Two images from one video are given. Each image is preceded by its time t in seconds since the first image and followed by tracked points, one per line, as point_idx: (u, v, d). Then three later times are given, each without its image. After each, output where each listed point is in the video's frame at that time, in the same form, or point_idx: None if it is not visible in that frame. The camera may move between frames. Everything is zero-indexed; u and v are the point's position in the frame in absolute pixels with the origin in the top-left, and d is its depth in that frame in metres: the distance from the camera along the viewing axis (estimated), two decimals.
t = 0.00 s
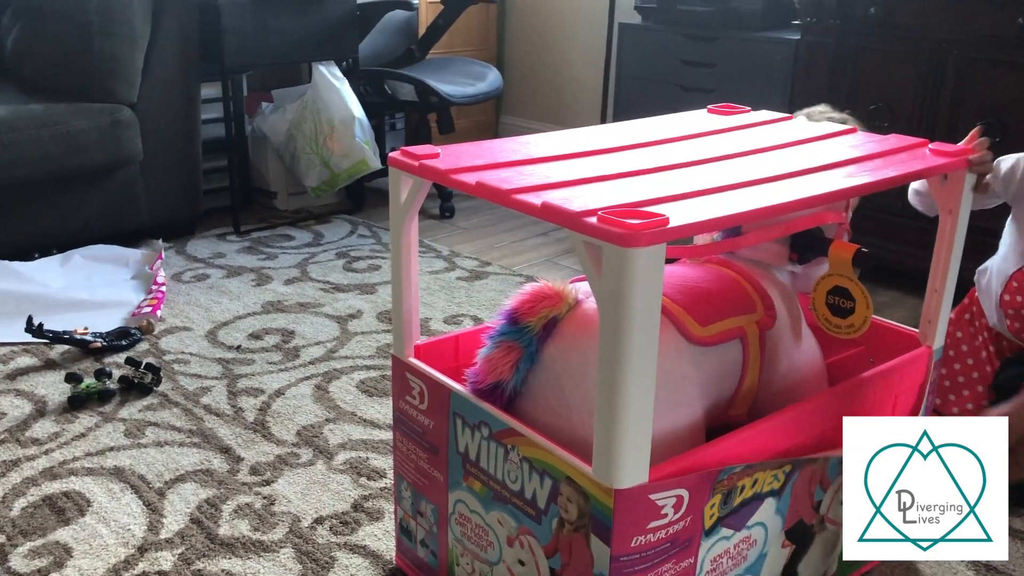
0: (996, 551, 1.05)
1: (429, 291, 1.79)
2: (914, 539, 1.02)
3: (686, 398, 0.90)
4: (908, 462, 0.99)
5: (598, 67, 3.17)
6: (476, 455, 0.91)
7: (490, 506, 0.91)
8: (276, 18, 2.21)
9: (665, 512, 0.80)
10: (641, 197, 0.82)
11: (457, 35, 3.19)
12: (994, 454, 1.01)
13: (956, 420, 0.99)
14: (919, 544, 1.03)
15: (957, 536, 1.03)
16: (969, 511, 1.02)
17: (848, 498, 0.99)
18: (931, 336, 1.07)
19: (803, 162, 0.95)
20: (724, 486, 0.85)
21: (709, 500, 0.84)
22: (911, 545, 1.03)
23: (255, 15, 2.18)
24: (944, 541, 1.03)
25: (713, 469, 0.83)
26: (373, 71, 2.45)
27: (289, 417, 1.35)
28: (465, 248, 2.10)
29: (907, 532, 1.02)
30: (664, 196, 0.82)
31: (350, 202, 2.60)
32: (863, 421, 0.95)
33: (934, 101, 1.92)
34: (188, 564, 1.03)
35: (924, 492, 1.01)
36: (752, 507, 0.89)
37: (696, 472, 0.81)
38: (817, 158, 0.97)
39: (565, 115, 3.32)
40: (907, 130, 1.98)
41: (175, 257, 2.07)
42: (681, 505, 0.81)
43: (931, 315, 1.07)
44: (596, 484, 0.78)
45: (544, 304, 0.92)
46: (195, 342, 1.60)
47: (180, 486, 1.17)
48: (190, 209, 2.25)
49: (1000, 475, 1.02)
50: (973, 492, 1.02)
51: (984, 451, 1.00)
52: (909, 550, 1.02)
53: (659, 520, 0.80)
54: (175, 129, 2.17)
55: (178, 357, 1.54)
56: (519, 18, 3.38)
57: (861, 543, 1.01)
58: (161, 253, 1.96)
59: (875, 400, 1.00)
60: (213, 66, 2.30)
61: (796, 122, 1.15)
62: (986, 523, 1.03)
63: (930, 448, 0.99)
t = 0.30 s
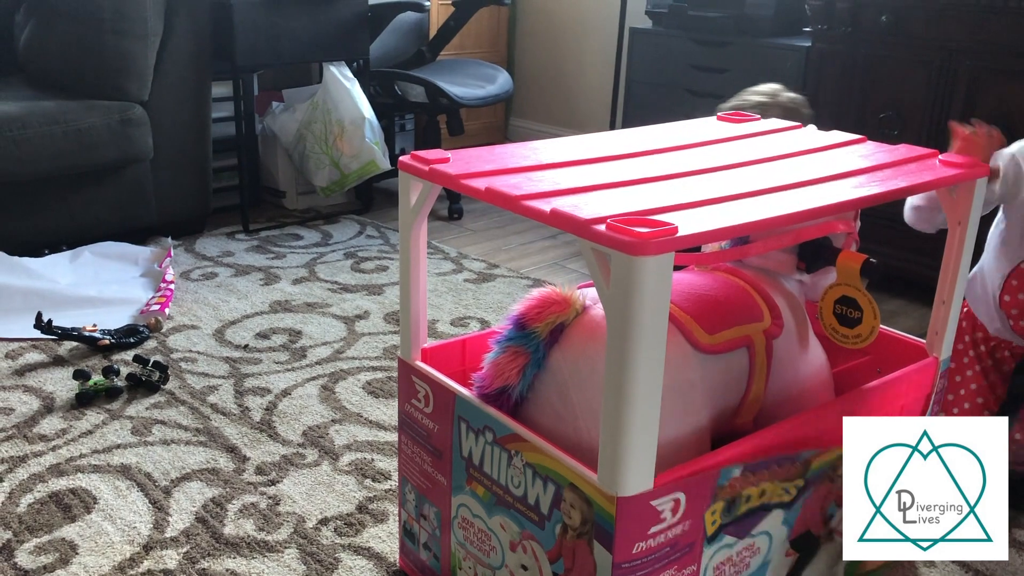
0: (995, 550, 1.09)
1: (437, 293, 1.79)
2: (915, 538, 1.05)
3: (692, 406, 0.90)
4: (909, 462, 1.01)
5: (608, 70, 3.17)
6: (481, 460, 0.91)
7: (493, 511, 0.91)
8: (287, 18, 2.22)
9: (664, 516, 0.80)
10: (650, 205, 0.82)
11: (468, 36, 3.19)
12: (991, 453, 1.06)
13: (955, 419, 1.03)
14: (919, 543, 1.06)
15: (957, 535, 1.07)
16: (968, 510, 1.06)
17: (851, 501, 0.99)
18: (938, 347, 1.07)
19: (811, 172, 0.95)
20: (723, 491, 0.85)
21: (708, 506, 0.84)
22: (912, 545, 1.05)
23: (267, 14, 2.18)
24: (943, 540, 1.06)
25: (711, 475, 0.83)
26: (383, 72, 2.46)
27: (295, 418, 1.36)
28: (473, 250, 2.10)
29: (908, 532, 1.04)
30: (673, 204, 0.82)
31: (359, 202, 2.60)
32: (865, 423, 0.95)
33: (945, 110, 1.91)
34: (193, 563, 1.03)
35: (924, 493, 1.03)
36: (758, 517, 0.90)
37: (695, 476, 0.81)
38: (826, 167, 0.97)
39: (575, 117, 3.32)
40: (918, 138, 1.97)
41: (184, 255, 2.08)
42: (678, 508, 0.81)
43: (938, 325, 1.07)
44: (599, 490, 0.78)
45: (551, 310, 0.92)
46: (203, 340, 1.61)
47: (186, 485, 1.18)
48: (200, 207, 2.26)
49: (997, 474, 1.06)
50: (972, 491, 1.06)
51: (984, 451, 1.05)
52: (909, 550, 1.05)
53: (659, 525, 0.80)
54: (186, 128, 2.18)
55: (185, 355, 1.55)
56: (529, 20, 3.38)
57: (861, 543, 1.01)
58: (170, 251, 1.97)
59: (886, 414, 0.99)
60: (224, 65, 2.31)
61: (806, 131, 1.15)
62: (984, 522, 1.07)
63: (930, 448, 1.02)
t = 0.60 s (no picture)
0: (995, 550, 1.09)
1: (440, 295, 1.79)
2: (914, 538, 1.04)
3: (695, 411, 0.90)
4: (908, 462, 1.00)
5: (612, 74, 3.17)
6: (483, 463, 0.91)
7: (495, 514, 0.91)
8: (293, 20, 2.23)
9: (667, 520, 0.80)
10: (654, 209, 0.82)
11: (473, 39, 3.20)
12: (992, 453, 1.05)
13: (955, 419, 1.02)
14: (919, 543, 1.05)
15: (957, 535, 1.06)
16: (968, 510, 1.05)
17: (851, 501, 0.99)
18: (942, 352, 1.07)
19: (815, 177, 0.95)
20: (725, 495, 0.85)
21: (710, 510, 0.84)
22: (912, 545, 1.05)
23: (273, 16, 2.19)
24: (944, 540, 1.06)
25: (714, 479, 0.83)
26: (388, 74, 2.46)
27: (298, 419, 1.36)
28: (477, 253, 2.11)
29: (907, 532, 1.04)
30: (677, 209, 0.82)
31: (364, 204, 2.61)
32: (864, 422, 0.95)
33: (949, 115, 1.91)
34: (196, 564, 1.03)
35: (924, 493, 1.03)
36: (758, 520, 0.90)
37: (697, 480, 0.81)
38: (830, 173, 0.97)
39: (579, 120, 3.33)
40: (922, 143, 1.97)
41: (188, 255, 2.08)
42: (681, 513, 0.81)
43: (942, 331, 1.07)
44: (602, 494, 0.78)
45: (555, 314, 0.92)
46: (207, 341, 1.61)
47: (190, 486, 1.18)
48: (204, 208, 2.27)
49: (997, 474, 1.05)
50: (972, 491, 1.05)
51: (984, 451, 1.04)
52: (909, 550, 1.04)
53: (661, 529, 0.80)
54: (192, 129, 2.19)
55: (189, 356, 1.55)
56: (534, 24, 3.39)
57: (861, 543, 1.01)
58: (175, 252, 1.97)
59: (890, 416, 0.98)
60: (229, 67, 2.31)
61: (811, 135, 1.15)
62: (984, 522, 1.07)
63: (930, 448, 1.01)
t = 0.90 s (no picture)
0: (995, 550, 1.06)
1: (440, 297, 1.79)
2: (914, 539, 1.03)
3: (693, 411, 0.90)
4: (908, 462, 0.99)
5: (612, 76, 3.17)
6: (481, 464, 0.91)
7: (493, 515, 0.91)
8: (294, 21, 2.23)
9: (665, 522, 0.80)
10: (651, 209, 0.82)
11: (474, 40, 3.20)
12: (993, 454, 1.02)
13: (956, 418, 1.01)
14: (919, 543, 1.04)
15: (957, 536, 1.04)
16: (969, 510, 1.03)
17: (850, 500, 0.99)
18: (942, 352, 1.07)
19: (814, 177, 0.95)
20: (726, 498, 0.84)
21: (711, 512, 0.84)
22: (912, 545, 1.04)
23: (274, 18, 2.19)
24: (944, 541, 1.04)
25: (714, 481, 0.82)
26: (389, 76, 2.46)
27: (298, 421, 1.36)
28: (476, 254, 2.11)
29: (907, 532, 1.02)
30: (675, 209, 0.82)
31: (364, 205, 2.62)
32: (865, 422, 0.95)
33: (950, 115, 1.91)
34: (194, 566, 1.03)
35: (924, 493, 1.01)
36: (760, 523, 0.89)
37: (696, 482, 0.81)
38: (829, 172, 0.97)
39: (580, 121, 3.33)
40: (923, 144, 1.97)
41: (189, 257, 2.09)
42: (679, 514, 0.81)
43: (941, 331, 1.07)
44: (599, 495, 0.78)
45: (553, 314, 0.92)
46: (207, 343, 1.61)
47: (189, 487, 1.18)
48: (205, 210, 2.27)
49: (999, 475, 1.03)
50: (973, 491, 1.03)
51: (983, 451, 1.01)
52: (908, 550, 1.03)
53: (659, 531, 0.80)
54: (193, 131, 2.19)
55: (189, 357, 1.55)
56: (535, 25, 3.39)
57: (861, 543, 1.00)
58: (175, 254, 1.97)
59: (894, 419, 0.98)
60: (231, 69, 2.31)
61: (810, 135, 1.15)
62: (985, 523, 1.04)
63: (930, 448, 1.00)
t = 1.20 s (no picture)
0: (995, 550, 1.07)
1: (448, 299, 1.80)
2: (914, 539, 1.03)
3: (703, 413, 0.90)
4: (908, 462, 1.00)
5: (619, 77, 3.17)
6: (491, 464, 0.91)
7: (503, 516, 0.91)
8: (302, 24, 2.24)
9: (677, 524, 0.80)
10: (661, 212, 0.82)
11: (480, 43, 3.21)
12: (992, 454, 1.04)
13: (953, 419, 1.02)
14: (919, 544, 1.03)
15: (957, 536, 1.05)
16: (969, 510, 1.04)
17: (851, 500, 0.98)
18: (950, 354, 1.07)
19: (822, 179, 0.95)
20: (741, 503, 0.85)
21: (722, 516, 0.84)
22: (912, 546, 1.03)
23: (282, 20, 2.20)
24: (943, 541, 1.04)
25: (730, 487, 0.84)
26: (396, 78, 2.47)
27: (306, 422, 1.36)
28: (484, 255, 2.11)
29: (907, 532, 1.02)
30: (684, 211, 0.82)
31: (371, 207, 2.62)
32: (866, 421, 0.94)
33: (957, 117, 1.90)
34: (204, 565, 1.04)
35: (924, 493, 1.02)
36: (773, 527, 0.90)
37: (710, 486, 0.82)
38: (838, 175, 0.97)
39: (587, 123, 3.33)
40: (930, 146, 1.97)
41: (197, 258, 2.09)
42: (691, 517, 0.81)
43: (950, 333, 1.07)
44: (610, 496, 0.78)
45: (562, 316, 0.92)
46: (215, 344, 1.62)
47: (199, 488, 1.19)
48: (213, 211, 2.28)
49: (998, 475, 1.04)
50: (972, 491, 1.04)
51: (983, 451, 1.03)
52: (909, 551, 1.03)
53: (671, 533, 0.80)
54: (201, 133, 2.20)
55: (198, 358, 1.56)
56: (541, 27, 3.39)
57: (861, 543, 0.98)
58: (184, 255, 1.98)
59: (898, 420, 0.98)
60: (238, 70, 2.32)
61: (818, 138, 1.15)
62: (985, 523, 1.05)
63: (930, 448, 1.01)
